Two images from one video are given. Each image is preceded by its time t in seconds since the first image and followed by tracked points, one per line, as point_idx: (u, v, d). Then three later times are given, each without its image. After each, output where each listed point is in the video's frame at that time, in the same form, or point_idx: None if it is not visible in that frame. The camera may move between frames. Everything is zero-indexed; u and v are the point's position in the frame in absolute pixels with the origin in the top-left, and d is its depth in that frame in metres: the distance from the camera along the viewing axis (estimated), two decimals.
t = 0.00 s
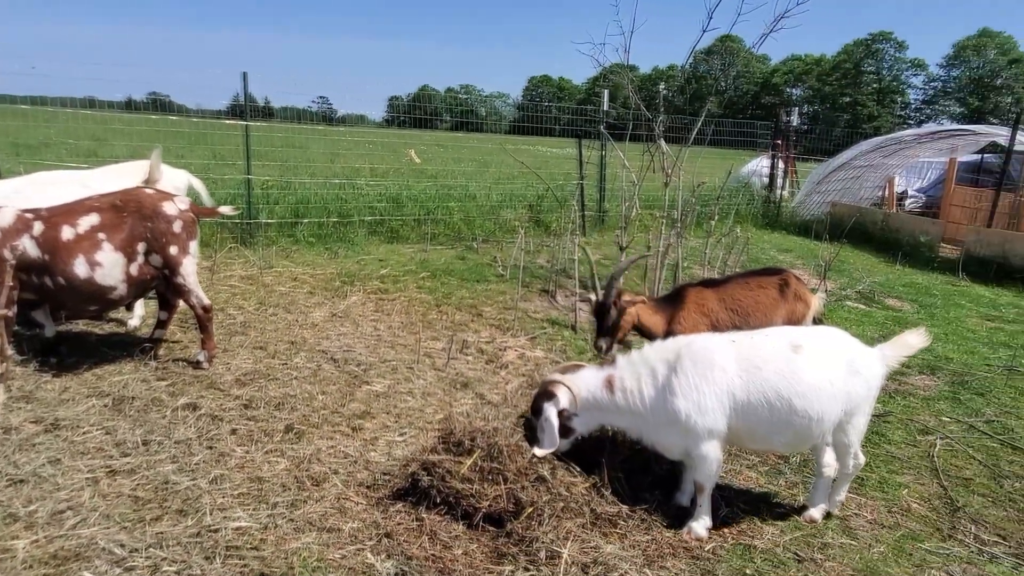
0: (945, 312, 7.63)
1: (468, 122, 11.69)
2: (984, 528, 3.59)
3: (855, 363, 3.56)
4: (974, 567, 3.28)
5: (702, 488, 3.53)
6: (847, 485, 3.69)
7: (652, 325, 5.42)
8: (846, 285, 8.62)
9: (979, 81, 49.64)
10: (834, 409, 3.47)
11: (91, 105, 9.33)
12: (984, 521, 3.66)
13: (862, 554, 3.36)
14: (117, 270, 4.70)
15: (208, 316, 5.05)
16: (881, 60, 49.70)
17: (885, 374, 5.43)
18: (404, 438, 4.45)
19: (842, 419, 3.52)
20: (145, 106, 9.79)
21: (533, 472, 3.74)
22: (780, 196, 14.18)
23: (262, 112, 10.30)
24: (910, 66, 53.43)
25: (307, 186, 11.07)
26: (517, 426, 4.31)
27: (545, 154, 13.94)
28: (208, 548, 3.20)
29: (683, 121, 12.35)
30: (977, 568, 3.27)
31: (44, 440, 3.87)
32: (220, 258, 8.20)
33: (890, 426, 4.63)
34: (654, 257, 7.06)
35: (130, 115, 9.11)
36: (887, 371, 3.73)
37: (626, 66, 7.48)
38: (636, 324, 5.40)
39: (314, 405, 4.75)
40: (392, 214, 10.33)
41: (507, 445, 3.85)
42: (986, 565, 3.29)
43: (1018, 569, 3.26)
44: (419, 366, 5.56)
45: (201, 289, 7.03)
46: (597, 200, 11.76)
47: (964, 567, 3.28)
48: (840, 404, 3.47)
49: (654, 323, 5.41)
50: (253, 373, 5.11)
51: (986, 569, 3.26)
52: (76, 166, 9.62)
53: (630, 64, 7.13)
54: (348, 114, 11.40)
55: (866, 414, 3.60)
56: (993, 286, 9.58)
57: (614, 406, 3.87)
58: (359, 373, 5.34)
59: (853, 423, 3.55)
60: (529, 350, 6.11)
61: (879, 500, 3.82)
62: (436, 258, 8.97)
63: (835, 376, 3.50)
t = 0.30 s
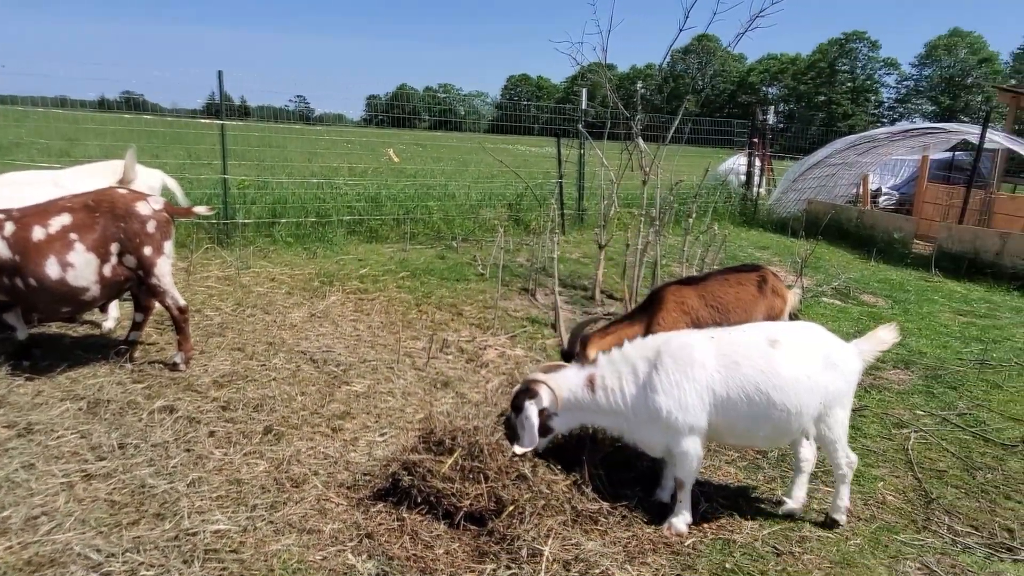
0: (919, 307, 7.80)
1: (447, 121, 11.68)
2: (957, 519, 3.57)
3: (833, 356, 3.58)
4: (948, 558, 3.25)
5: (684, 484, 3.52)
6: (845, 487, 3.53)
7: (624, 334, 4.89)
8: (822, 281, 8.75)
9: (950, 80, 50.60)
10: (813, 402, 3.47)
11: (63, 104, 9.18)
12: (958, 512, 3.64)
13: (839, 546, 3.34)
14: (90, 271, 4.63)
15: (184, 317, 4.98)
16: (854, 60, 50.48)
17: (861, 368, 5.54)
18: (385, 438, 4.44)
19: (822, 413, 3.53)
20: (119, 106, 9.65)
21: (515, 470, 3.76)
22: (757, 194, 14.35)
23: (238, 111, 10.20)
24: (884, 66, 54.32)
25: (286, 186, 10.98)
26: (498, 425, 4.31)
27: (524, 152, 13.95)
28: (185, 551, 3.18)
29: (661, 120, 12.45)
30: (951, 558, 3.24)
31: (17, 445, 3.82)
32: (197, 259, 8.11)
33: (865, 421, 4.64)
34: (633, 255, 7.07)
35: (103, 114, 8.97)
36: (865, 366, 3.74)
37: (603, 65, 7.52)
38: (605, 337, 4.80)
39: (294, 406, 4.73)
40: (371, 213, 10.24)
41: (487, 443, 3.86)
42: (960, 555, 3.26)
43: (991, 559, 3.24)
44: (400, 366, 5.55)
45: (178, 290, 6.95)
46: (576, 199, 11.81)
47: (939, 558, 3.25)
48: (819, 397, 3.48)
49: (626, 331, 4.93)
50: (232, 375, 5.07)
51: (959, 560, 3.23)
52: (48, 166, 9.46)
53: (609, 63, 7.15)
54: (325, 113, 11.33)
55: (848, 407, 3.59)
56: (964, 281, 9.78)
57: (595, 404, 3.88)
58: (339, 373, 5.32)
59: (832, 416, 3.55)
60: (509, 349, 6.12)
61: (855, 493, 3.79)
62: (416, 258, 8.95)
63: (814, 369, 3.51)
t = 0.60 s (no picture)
0: (897, 304, 7.92)
1: (429, 119, 11.65)
2: (937, 513, 3.60)
3: (815, 353, 3.61)
4: (928, 551, 3.28)
5: (669, 481, 3.53)
6: (825, 479, 3.59)
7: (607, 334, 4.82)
8: (803, 279, 8.86)
9: (926, 80, 51.35)
10: (796, 400, 3.50)
11: (38, 101, 9.02)
12: (937, 505, 3.68)
13: (821, 541, 3.37)
14: (69, 271, 4.57)
15: (165, 318, 4.92)
16: (833, 59, 51.07)
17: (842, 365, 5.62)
18: (369, 438, 4.42)
19: (805, 410, 3.56)
20: (96, 103, 9.50)
21: (500, 469, 3.77)
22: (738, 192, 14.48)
23: (219, 110, 10.09)
24: (862, 65, 54.99)
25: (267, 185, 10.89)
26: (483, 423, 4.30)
27: (506, 151, 13.93)
28: (167, 554, 3.15)
29: (644, 118, 12.51)
30: (931, 552, 3.27)
31: None
32: (177, 258, 8.01)
33: (847, 416, 4.71)
34: (616, 253, 7.09)
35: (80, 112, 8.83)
36: (846, 363, 3.77)
37: (586, 63, 7.53)
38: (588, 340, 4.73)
39: (276, 407, 4.69)
40: (353, 212, 10.16)
41: (473, 443, 3.87)
42: (939, 548, 3.30)
43: (970, 552, 3.28)
44: (383, 366, 5.52)
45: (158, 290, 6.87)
46: (559, 197, 11.83)
47: (919, 552, 3.28)
48: (802, 395, 3.50)
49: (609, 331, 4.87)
50: (213, 375, 5.02)
51: (939, 553, 3.26)
52: (23, 164, 9.29)
53: (591, 61, 7.17)
54: (307, 112, 11.25)
55: (829, 403, 3.63)
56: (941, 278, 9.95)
57: (581, 401, 3.85)
58: (322, 373, 5.29)
59: (815, 413, 3.58)
60: (493, 348, 6.11)
61: (837, 488, 3.83)
62: (399, 257, 8.91)
63: (797, 367, 3.53)
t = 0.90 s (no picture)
0: (878, 300, 8.03)
1: (413, 118, 11.63)
2: (918, 507, 3.66)
3: (802, 353, 3.57)
4: (909, 544, 3.32)
5: (653, 479, 3.53)
6: (808, 476, 3.60)
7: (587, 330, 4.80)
8: (785, 276, 8.95)
9: (905, 79, 52.02)
10: (782, 399, 3.48)
11: (15, 99, 8.87)
12: (918, 499, 3.73)
13: (805, 536, 3.40)
14: (50, 270, 4.50)
15: (146, 317, 4.89)
16: (814, 58, 51.59)
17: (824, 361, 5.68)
18: (353, 438, 4.40)
19: (790, 408, 3.54)
20: (75, 102, 9.35)
21: (485, 468, 3.77)
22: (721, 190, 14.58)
23: (200, 109, 9.99)
24: (843, 65, 55.57)
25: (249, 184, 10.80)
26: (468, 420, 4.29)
27: (490, 149, 13.91)
28: (149, 557, 3.13)
29: (627, 117, 12.55)
30: (913, 545, 3.32)
31: None
32: (158, 258, 7.92)
33: (830, 412, 4.77)
34: (600, 251, 7.11)
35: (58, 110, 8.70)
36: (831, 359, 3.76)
37: (569, 62, 7.54)
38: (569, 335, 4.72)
39: (260, 408, 4.66)
40: (337, 212, 10.09)
41: (458, 441, 3.87)
42: (921, 542, 3.35)
43: (951, 545, 3.33)
44: (367, 365, 5.49)
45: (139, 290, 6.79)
46: (543, 196, 11.84)
47: (901, 545, 3.32)
48: (787, 394, 3.48)
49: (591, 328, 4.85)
50: (195, 376, 4.97)
51: (920, 546, 3.31)
52: None
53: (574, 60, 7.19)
54: (288, 110, 11.17)
55: (815, 401, 3.61)
56: (920, 275, 10.10)
57: (567, 394, 3.84)
58: (305, 373, 5.26)
59: (800, 411, 3.57)
60: (478, 346, 6.11)
61: (820, 483, 3.88)
62: (383, 256, 8.87)
63: (783, 365, 3.50)
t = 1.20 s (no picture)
0: (860, 298, 8.11)
1: (397, 117, 11.59)
2: (901, 502, 3.70)
3: (788, 351, 3.59)
4: (892, 539, 3.36)
5: (639, 477, 3.54)
6: (794, 473, 3.62)
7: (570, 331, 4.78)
8: (769, 275, 9.02)
9: (885, 79, 52.65)
10: (767, 396, 3.49)
11: None
12: (901, 495, 3.78)
13: (790, 532, 3.43)
14: (31, 272, 4.43)
15: (128, 319, 4.84)
16: (795, 58, 52.05)
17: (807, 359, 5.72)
18: (339, 440, 4.37)
19: (776, 406, 3.56)
20: (53, 101, 9.22)
21: (472, 468, 3.76)
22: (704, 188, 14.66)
23: (182, 108, 9.89)
24: (824, 64, 56.10)
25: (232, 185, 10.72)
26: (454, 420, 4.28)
27: (475, 148, 13.87)
28: (132, 562, 3.09)
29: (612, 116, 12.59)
30: (896, 540, 3.35)
31: None
32: (139, 260, 7.82)
33: (814, 409, 4.81)
34: (585, 250, 7.11)
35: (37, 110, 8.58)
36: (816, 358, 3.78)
37: (554, 61, 7.55)
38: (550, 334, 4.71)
39: (244, 410, 4.61)
40: (321, 212, 10.01)
41: (444, 442, 3.85)
42: (904, 536, 3.38)
43: (933, 539, 3.37)
44: (352, 366, 5.46)
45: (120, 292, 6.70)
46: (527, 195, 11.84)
47: (884, 540, 3.36)
48: (773, 392, 3.50)
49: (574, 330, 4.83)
50: (177, 378, 4.92)
51: (903, 541, 3.35)
52: None
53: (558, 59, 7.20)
54: (271, 110, 11.09)
55: (801, 399, 3.63)
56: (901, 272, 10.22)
57: (553, 394, 3.83)
58: (290, 375, 5.22)
59: (786, 409, 3.58)
60: (464, 345, 6.09)
61: (804, 480, 3.91)
62: (368, 256, 8.82)
63: (769, 363, 3.51)
